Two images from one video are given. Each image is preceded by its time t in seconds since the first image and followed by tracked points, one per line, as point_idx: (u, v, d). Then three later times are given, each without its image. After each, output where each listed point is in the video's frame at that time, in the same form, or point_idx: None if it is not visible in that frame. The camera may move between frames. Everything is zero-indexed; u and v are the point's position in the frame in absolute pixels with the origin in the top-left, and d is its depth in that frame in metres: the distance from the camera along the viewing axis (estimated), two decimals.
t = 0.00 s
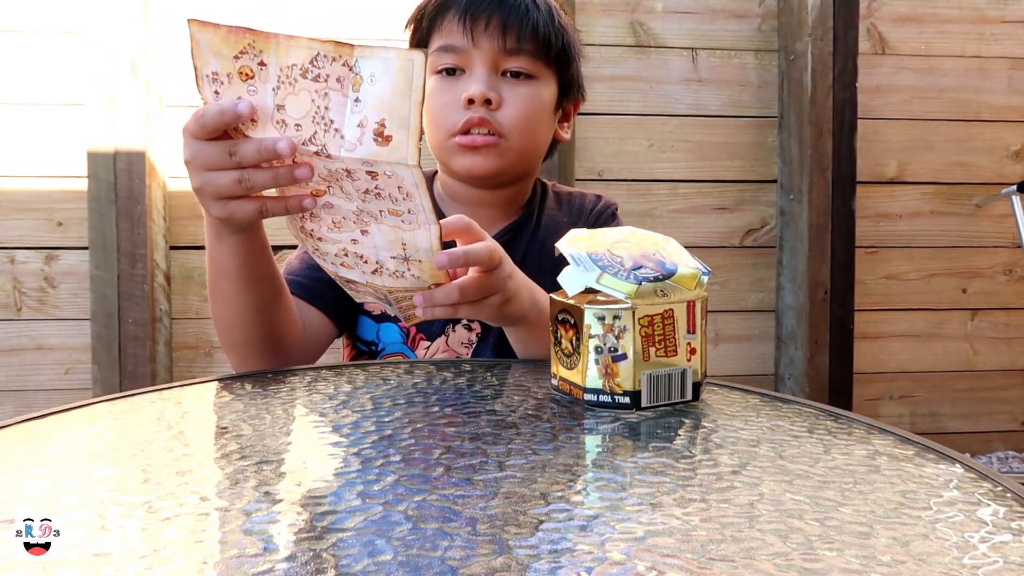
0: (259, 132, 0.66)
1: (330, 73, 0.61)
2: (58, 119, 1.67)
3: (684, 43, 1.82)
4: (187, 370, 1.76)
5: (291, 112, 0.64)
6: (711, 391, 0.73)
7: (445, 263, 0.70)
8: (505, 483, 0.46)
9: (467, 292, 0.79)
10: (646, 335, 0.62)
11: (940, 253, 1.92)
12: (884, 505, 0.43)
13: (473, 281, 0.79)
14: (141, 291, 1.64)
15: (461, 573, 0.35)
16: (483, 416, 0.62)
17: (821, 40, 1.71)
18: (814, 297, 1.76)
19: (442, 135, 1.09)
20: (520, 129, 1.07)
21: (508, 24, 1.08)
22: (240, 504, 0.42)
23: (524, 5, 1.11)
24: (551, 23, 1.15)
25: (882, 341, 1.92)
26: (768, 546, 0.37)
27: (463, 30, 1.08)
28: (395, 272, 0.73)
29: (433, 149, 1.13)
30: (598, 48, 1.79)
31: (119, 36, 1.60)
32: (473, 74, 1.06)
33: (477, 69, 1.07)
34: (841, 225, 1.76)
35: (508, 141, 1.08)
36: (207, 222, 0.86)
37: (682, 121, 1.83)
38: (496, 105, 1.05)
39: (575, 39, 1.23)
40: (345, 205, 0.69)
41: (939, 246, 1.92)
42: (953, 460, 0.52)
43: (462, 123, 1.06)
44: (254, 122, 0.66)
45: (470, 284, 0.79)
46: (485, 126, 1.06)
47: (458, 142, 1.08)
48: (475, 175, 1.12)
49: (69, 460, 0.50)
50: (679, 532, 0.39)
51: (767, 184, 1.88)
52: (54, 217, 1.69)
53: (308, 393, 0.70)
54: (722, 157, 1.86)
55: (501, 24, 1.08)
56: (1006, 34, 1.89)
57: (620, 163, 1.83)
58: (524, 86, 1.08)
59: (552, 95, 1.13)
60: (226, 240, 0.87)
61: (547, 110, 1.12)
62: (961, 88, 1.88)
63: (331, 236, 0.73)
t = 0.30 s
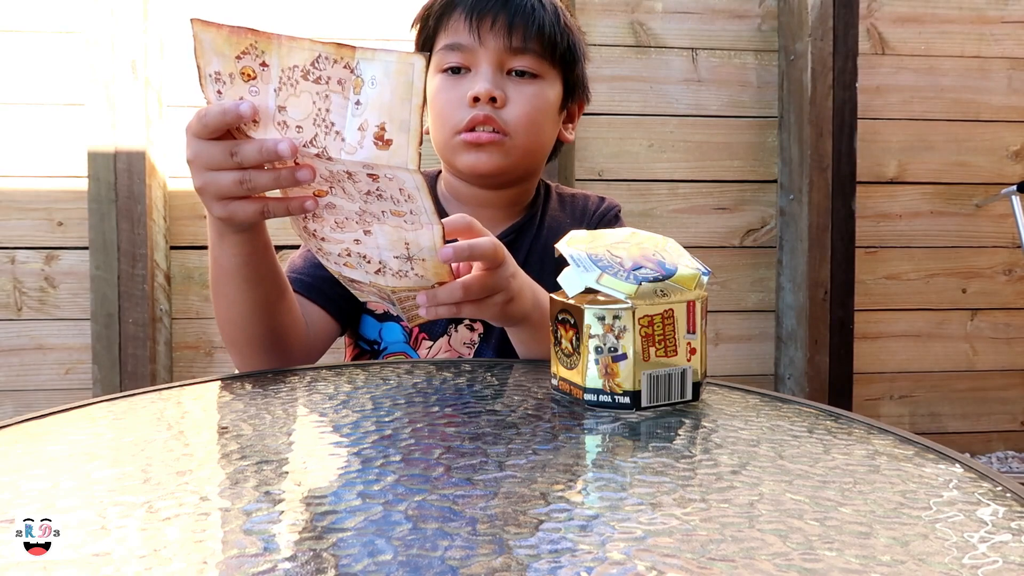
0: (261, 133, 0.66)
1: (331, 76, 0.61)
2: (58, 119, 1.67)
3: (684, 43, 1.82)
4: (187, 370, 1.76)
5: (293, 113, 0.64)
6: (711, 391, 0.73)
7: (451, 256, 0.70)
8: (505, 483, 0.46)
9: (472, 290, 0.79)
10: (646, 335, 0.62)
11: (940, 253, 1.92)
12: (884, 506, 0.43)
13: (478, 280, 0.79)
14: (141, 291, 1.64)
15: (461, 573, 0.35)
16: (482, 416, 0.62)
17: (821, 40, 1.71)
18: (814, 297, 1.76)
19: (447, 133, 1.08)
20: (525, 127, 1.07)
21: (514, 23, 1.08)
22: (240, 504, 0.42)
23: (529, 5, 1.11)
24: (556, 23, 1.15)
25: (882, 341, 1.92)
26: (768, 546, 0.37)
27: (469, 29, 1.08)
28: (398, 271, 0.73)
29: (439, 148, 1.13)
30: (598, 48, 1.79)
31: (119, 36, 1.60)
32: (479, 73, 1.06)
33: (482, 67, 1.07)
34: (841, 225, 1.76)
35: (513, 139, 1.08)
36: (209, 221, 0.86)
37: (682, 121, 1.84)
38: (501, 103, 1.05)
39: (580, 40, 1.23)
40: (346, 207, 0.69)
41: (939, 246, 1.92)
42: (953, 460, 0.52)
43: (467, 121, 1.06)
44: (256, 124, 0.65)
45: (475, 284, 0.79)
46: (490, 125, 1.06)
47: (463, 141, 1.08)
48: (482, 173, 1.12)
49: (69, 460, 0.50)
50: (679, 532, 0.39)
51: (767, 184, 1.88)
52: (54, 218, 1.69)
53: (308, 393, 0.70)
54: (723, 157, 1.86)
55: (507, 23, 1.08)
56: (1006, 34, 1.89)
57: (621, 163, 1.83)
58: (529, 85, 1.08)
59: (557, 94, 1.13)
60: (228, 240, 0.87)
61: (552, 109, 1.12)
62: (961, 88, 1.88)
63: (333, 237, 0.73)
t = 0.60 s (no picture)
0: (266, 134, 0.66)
1: (332, 78, 0.61)
2: (59, 119, 1.67)
3: (684, 43, 1.82)
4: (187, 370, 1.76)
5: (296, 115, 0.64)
6: (711, 391, 0.73)
7: (462, 246, 0.73)
8: (504, 483, 0.46)
9: (475, 288, 0.79)
10: (647, 335, 0.62)
11: (940, 253, 1.92)
12: (884, 506, 0.43)
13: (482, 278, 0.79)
14: (141, 291, 1.64)
15: (461, 573, 0.35)
16: (482, 416, 0.62)
17: (821, 40, 1.71)
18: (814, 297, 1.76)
19: (453, 133, 1.08)
20: (532, 130, 1.07)
21: (525, 28, 1.09)
22: (240, 504, 0.42)
23: (541, 10, 1.12)
24: (566, 29, 1.15)
25: (882, 341, 1.92)
26: (768, 546, 0.37)
27: (479, 31, 1.09)
28: (402, 271, 0.73)
29: (444, 147, 1.13)
30: (598, 48, 1.79)
31: (119, 36, 1.60)
32: (488, 75, 1.07)
33: (491, 70, 1.07)
34: (841, 225, 1.76)
35: (519, 142, 1.08)
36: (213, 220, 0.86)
37: (682, 121, 1.84)
38: (509, 106, 1.05)
39: (589, 47, 1.24)
40: (349, 209, 0.68)
41: (939, 246, 1.92)
42: (953, 460, 0.52)
43: (474, 123, 1.06)
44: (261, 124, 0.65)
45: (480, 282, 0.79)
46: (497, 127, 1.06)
47: (469, 141, 1.07)
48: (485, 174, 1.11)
49: (68, 460, 0.50)
50: (679, 532, 0.39)
51: (767, 184, 1.88)
52: (54, 217, 1.69)
53: (308, 393, 0.70)
54: (723, 157, 1.86)
55: (517, 28, 1.08)
56: (1006, 34, 1.89)
57: (621, 163, 1.83)
58: (538, 88, 1.08)
59: (564, 99, 1.13)
60: (232, 239, 0.87)
61: (559, 114, 1.12)
62: (961, 88, 1.88)
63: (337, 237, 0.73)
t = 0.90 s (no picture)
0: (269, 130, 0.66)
1: (337, 75, 0.63)
2: (59, 119, 1.67)
3: (684, 43, 1.82)
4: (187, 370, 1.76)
5: (300, 112, 0.64)
6: (711, 391, 0.74)
7: (466, 238, 0.72)
8: (504, 483, 0.46)
9: (479, 287, 0.79)
10: (646, 335, 0.62)
11: (940, 253, 1.92)
12: (884, 506, 0.43)
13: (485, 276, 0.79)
14: (141, 291, 1.63)
15: (460, 573, 0.35)
16: (482, 416, 0.62)
17: (821, 40, 1.71)
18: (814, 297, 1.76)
19: (466, 143, 1.09)
20: (542, 153, 1.08)
21: (555, 52, 1.08)
22: (240, 504, 0.42)
23: (573, 34, 1.11)
24: (595, 55, 1.15)
25: (882, 341, 1.92)
26: (768, 546, 0.37)
27: (509, 46, 1.07)
28: (405, 270, 0.72)
29: (454, 151, 1.13)
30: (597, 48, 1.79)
31: (119, 36, 1.60)
32: (510, 91, 1.06)
33: (514, 86, 1.06)
34: (841, 225, 1.76)
35: (530, 162, 1.09)
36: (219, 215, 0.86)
37: (683, 121, 1.84)
38: (526, 127, 1.06)
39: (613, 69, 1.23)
40: (352, 205, 0.68)
41: (939, 246, 1.92)
42: (953, 460, 0.52)
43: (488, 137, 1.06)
44: (265, 122, 0.66)
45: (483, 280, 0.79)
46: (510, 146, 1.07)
47: (480, 153, 1.08)
48: (489, 186, 1.12)
49: (68, 460, 0.50)
50: (679, 533, 0.39)
51: (767, 184, 1.88)
52: (54, 217, 1.69)
53: (308, 393, 0.70)
54: (723, 158, 1.86)
55: (548, 50, 1.07)
56: (1006, 34, 1.89)
57: (621, 163, 1.82)
58: (557, 113, 1.08)
59: (579, 125, 1.14)
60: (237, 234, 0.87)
61: (571, 138, 1.13)
62: (961, 88, 1.88)
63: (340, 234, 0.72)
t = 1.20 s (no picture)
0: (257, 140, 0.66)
1: (322, 84, 0.62)
2: (59, 119, 1.67)
3: (684, 43, 1.82)
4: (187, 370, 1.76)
5: (287, 121, 0.64)
6: (711, 391, 0.73)
7: (463, 243, 0.72)
8: (504, 483, 0.46)
9: (477, 292, 0.79)
10: (647, 335, 0.62)
11: (940, 253, 1.92)
12: (884, 506, 0.43)
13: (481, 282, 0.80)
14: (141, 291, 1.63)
15: (460, 573, 0.35)
16: (481, 416, 0.62)
17: (821, 40, 1.71)
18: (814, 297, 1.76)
19: (489, 126, 1.07)
20: (563, 142, 1.09)
21: (582, 47, 1.11)
22: (240, 504, 0.42)
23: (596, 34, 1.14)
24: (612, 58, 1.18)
25: (882, 341, 1.92)
26: (768, 546, 0.37)
27: (538, 35, 1.09)
28: (400, 277, 0.73)
29: (472, 138, 1.12)
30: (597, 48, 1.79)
31: (119, 35, 1.60)
32: (535, 78, 1.07)
33: (539, 73, 1.07)
34: (841, 225, 1.76)
35: (551, 148, 1.08)
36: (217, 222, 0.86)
37: (682, 121, 1.84)
38: (550, 113, 1.06)
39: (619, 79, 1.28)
40: (345, 213, 0.68)
41: (939, 246, 1.92)
42: (953, 460, 0.52)
43: (513, 120, 1.05)
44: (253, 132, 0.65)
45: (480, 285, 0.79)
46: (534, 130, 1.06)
47: (503, 137, 1.07)
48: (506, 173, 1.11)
49: (68, 460, 0.50)
50: (679, 532, 0.39)
51: (767, 184, 1.88)
52: (54, 217, 1.68)
53: (309, 393, 0.70)
54: (723, 158, 1.86)
55: (575, 44, 1.10)
56: (1006, 35, 1.89)
57: (621, 162, 1.82)
58: (576, 104, 1.10)
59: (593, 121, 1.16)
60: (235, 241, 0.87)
61: (586, 132, 1.14)
62: (961, 88, 1.88)
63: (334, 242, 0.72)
